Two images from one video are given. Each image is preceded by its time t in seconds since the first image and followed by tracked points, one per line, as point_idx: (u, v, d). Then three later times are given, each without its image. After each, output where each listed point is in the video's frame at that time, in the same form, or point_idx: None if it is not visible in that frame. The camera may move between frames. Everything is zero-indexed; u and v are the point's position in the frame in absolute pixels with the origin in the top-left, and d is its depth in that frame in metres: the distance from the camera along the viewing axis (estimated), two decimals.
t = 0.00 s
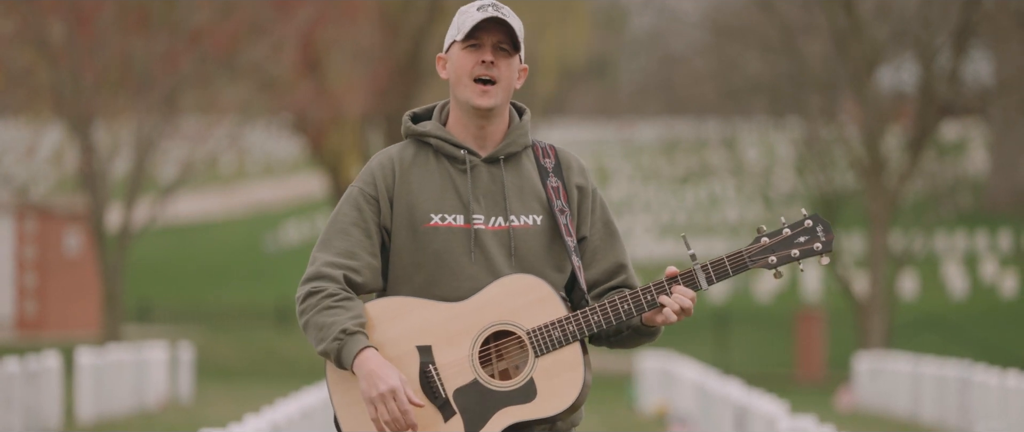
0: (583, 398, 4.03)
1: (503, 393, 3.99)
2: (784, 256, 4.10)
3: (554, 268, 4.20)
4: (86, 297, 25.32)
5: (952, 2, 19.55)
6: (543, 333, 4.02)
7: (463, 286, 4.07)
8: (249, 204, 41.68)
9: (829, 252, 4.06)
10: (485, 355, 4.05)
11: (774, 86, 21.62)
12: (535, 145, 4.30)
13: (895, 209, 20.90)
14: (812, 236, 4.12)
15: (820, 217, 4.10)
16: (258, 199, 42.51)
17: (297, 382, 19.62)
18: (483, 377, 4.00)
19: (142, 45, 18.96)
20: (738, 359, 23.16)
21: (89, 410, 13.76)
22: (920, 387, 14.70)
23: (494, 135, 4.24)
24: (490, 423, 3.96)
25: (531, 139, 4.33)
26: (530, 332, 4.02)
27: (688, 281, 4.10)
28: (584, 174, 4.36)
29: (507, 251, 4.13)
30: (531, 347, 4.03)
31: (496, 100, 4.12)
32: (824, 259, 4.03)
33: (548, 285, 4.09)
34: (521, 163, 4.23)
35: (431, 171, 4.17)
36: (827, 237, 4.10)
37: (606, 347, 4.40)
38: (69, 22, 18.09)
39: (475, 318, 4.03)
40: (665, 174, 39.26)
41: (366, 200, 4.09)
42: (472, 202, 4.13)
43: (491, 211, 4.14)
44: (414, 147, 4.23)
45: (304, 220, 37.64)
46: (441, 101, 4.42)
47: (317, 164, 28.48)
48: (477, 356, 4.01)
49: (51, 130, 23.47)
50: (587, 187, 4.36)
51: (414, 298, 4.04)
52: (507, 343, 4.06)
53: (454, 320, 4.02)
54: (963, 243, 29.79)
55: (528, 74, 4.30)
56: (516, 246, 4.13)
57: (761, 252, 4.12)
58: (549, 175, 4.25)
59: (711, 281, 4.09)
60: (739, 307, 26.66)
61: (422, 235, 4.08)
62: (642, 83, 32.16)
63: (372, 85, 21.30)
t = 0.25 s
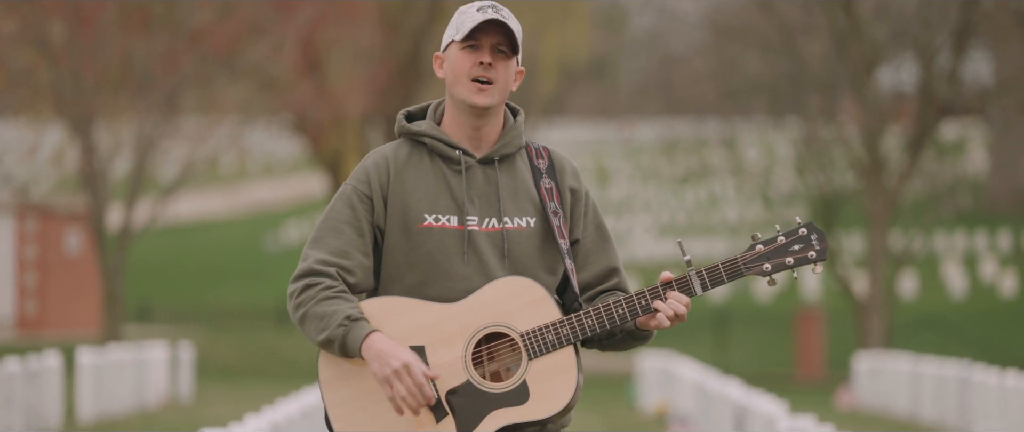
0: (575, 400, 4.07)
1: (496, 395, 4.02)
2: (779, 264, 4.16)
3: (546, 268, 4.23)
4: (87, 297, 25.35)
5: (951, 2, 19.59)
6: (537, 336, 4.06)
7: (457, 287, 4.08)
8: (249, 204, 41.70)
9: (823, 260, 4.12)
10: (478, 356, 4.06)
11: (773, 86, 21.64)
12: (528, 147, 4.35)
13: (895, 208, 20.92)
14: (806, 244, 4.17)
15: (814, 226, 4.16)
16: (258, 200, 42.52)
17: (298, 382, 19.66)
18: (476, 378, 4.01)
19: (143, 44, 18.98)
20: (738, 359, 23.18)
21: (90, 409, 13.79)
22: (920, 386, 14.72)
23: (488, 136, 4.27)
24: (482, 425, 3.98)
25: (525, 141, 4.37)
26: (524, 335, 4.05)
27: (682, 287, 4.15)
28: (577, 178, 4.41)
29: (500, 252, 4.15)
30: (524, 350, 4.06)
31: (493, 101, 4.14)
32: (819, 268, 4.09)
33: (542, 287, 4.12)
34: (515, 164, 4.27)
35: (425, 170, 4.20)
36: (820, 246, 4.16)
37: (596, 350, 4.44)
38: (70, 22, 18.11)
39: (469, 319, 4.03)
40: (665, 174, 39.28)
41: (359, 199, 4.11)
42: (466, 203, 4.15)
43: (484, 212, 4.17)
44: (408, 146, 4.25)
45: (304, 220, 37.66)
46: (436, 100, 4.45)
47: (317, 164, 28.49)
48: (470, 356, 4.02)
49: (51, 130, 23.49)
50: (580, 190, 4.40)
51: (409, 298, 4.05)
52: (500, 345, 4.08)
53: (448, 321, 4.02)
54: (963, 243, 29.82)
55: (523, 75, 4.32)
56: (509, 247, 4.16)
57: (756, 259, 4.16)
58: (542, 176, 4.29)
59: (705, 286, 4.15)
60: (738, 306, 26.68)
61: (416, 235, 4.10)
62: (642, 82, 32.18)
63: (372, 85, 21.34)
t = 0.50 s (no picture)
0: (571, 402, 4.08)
1: (492, 397, 4.03)
2: (776, 269, 4.18)
3: (542, 270, 4.24)
4: (86, 297, 25.35)
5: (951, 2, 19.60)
6: (534, 338, 4.05)
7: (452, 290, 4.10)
8: (249, 204, 41.71)
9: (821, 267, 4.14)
10: (474, 357, 4.07)
11: (773, 86, 21.64)
12: (524, 147, 4.36)
13: (895, 208, 20.92)
14: (803, 250, 4.20)
15: (812, 231, 4.19)
16: (258, 200, 42.53)
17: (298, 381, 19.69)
18: (472, 379, 4.03)
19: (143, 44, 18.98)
20: (738, 359, 23.18)
21: (91, 410, 13.80)
22: (920, 386, 14.73)
23: (484, 137, 4.28)
24: (479, 426, 4.00)
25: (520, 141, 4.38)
26: (520, 337, 4.05)
27: (680, 291, 4.15)
28: (571, 178, 4.43)
29: (496, 255, 4.17)
30: (521, 352, 4.06)
31: (490, 103, 4.14)
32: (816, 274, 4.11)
33: (539, 290, 4.11)
34: (510, 165, 4.29)
35: (420, 171, 4.20)
36: (818, 251, 4.19)
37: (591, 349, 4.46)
38: (70, 22, 18.10)
39: (465, 321, 4.03)
40: (665, 174, 39.29)
41: (353, 200, 4.10)
42: (461, 204, 4.17)
43: (480, 213, 4.19)
44: (403, 147, 4.25)
45: (305, 220, 37.66)
46: (430, 100, 4.45)
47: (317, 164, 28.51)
48: (467, 357, 4.04)
49: (51, 131, 23.50)
50: (574, 191, 4.42)
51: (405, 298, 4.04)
52: (496, 346, 4.09)
53: (444, 323, 4.03)
54: (962, 242, 29.85)
55: (519, 76, 4.33)
56: (505, 249, 4.17)
57: (752, 264, 4.18)
58: (538, 177, 4.31)
59: (703, 291, 4.16)
60: (738, 306, 26.69)
61: (411, 237, 4.13)
62: (642, 82, 32.18)
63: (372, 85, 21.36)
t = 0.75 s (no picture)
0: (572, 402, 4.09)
1: (494, 397, 4.04)
2: (778, 271, 4.18)
3: (543, 268, 4.25)
4: (87, 297, 25.38)
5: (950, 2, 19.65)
6: (535, 339, 4.06)
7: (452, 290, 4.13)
8: (250, 203, 41.74)
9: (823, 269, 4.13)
10: (476, 356, 4.08)
11: (773, 86, 21.67)
12: (523, 144, 4.36)
13: (894, 208, 20.95)
14: (806, 251, 4.20)
15: (815, 232, 4.17)
16: (258, 200, 42.55)
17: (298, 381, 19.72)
18: (474, 379, 4.04)
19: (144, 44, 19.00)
20: (738, 358, 23.21)
21: (92, 409, 13.83)
22: (920, 385, 14.75)
23: (481, 137, 4.30)
24: (480, 426, 4.01)
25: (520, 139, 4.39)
26: (523, 337, 4.06)
27: (682, 293, 4.16)
28: (572, 175, 4.44)
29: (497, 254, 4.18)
30: (523, 352, 4.07)
31: (484, 105, 4.17)
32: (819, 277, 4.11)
33: (541, 290, 4.11)
34: (509, 163, 4.30)
35: (418, 171, 4.25)
36: (820, 253, 4.18)
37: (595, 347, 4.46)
38: (71, 22, 18.12)
39: (467, 319, 4.05)
40: (664, 173, 39.32)
41: (360, 198, 4.18)
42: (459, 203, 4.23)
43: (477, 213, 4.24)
44: (401, 147, 4.29)
45: (305, 220, 37.68)
46: (428, 100, 4.47)
47: (318, 164, 28.54)
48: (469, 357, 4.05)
49: (52, 130, 23.53)
50: (575, 188, 4.43)
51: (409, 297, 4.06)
52: (498, 345, 4.09)
53: (446, 322, 4.04)
54: (961, 242, 29.89)
55: (514, 75, 4.34)
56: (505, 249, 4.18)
57: (755, 266, 4.18)
58: (538, 174, 4.32)
59: (705, 293, 4.16)
60: (738, 306, 26.71)
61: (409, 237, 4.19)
62: (642, 82, 32.21)
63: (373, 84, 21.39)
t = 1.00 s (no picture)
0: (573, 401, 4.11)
1: (496, 396, 4.04)
2: (779, 269, 4.17)
3: (546, 267, 4.26)
4: (87, 297, 25.39)
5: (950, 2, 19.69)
6: (537, 337, 4.07)
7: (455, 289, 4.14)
8: (250, 203, 41.76)
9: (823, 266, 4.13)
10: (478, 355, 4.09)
11: (773, 86, 21.69)
12: (528, 145, 4.38)
13: (894, 208, 20.97)
14: (807, 249, 4.19)
15: (816, 230, 4.17)
16: (258, 200, 42.57)
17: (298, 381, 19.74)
18: (476, 377, 4.05)
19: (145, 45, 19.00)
20: (738, 358, 23.22)
21: (93, 408, 13.85)
22: (919, 385, 14.76)
23: (486, 136, 4.31)
24: (481, 425, 4.02)
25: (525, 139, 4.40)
26: (524, 336, 4.07)
27: (683, 291, 4.17)
28: (577, 175, 4.45)
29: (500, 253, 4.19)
30: (525, 351, 4.07)
31: (490, 103, 4.18)
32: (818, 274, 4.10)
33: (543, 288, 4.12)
34: (513, 163, 4.31)
35: (422, 170, 4.25)
36: (821, 251, 4.17)
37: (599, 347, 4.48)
38: (71, 22, 18.14)
39: (469, 319, 4.05)
40: (664, 173, 39.34)
41: (364, 196, 4.18)
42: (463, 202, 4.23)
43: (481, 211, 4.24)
44: (407, 146, 4.30)
45: (305, 220, 37.69)
46: (435, 100, 4.49)
47: (318, 164, 28.55)
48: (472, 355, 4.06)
49: (52, 130, 23.55)
50: (580, 188, 4.45)
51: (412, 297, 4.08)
52: (500, 343, 4.10)
53: (449, 320, 4.05)
54: (961, 241, 29.91)
55: (521, 75, 4.35)
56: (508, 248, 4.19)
57: (756, 264, 4.18)
58: (542, 174, 4.33)
59: (706, 291, 4.17)
60: (738, 306, 26.73)
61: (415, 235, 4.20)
62: (642, 82, 32.23)
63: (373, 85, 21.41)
